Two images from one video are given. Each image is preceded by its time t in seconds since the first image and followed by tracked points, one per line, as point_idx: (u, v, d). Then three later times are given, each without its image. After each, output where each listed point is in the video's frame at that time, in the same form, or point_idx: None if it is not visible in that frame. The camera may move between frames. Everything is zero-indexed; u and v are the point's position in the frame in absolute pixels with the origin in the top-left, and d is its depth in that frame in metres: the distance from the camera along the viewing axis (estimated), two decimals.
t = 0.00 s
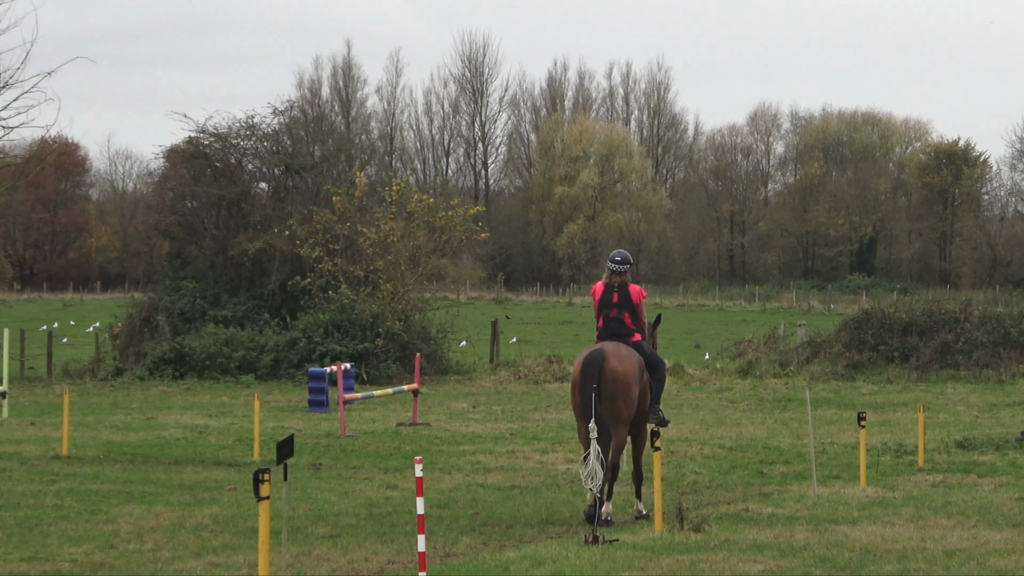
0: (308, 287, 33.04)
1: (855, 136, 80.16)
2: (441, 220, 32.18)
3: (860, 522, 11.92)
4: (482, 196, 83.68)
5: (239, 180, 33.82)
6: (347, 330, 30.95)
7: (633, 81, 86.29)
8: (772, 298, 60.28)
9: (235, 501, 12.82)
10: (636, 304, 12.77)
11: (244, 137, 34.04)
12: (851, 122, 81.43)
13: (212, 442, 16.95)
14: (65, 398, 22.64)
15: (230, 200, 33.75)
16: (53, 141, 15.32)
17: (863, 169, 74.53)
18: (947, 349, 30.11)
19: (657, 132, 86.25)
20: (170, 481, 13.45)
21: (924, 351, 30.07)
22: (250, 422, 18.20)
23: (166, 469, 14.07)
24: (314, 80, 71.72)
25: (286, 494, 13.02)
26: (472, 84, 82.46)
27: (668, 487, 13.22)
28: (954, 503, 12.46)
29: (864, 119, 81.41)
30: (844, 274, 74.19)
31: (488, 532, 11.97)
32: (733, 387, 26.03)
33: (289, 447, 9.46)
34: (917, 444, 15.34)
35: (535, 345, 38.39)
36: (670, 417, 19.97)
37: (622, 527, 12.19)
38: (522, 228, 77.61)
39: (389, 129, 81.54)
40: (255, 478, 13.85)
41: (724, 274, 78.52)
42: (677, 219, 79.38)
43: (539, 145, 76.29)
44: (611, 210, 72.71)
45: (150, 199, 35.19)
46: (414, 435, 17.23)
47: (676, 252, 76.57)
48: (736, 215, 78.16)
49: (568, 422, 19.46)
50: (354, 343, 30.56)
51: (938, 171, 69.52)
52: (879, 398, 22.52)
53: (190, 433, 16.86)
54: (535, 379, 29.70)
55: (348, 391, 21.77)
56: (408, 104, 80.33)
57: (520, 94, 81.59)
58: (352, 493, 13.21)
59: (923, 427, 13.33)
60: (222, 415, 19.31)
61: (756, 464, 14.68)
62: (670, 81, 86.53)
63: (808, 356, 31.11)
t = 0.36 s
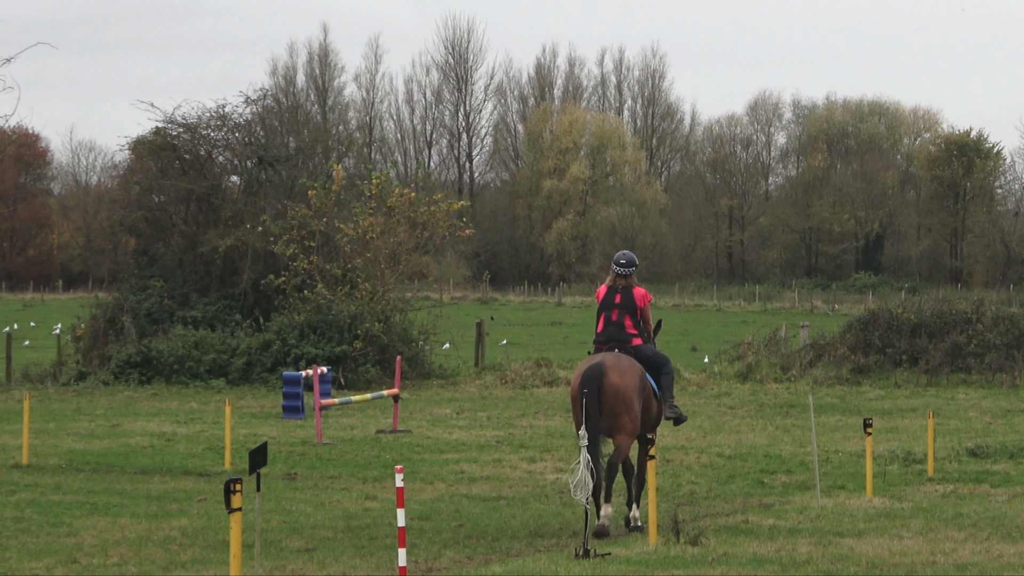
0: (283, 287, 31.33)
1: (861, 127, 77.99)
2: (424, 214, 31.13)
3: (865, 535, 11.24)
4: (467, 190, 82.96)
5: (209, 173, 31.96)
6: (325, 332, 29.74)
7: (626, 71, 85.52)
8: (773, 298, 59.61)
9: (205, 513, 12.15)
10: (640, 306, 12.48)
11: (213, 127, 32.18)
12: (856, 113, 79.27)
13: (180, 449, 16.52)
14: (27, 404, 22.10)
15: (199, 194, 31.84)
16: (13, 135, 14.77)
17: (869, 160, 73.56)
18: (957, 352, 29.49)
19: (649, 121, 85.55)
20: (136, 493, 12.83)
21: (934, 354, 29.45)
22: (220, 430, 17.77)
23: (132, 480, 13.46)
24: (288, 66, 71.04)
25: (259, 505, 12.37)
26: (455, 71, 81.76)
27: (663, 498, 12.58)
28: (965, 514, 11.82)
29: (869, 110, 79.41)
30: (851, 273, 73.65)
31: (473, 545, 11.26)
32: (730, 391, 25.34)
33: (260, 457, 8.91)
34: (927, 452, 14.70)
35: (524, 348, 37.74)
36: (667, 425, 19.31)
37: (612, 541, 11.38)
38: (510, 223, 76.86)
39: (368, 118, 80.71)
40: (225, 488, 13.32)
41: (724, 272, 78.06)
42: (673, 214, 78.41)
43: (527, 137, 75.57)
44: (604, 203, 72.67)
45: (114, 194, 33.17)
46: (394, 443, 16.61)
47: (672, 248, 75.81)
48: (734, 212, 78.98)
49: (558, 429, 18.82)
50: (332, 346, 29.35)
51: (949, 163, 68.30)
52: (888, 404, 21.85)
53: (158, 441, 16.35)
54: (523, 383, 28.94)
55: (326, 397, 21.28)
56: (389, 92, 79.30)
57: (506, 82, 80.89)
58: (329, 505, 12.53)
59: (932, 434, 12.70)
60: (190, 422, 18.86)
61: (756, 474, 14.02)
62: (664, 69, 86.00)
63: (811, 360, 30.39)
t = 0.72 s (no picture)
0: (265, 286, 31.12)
1: (856, 123, 78.91)
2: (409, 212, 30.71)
3: (861, 540, 10.98)
4: (453, 187, 82.17)
5: (190, 170, 31.66)
6: (307, 333, 29.48)
7: (616, 65, 85.18)
8: (767, 298, 59.30)
9: (186, 517, 11.94)
10: (634, 300, 12.23)
11: (194, 123, 31.86)
12: (852, 107, 80.10)
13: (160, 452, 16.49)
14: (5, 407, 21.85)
15: (180, 191, 31.53)
16: None
17: (865, 158, 73.21)
18: (954, 353, 29.27)
19: (639, 117, 85.25)
20: (116, 497, 12.63)
21: (932, 355, 29.20)
22: (201, 433, 17.72)
23: (110, 484, 13.30)
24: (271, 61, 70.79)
25: (241, 509, 12.14)
26: (442, 65, 81.42)
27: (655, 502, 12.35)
28: (963, 519, 11.58)
29: (865, 105, 80.16)
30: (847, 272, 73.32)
31: (461, 551, 10.93)
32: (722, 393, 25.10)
33: (243, 461, 8.61)
34: (925, 456, 14.49)
35: (512, 348, 37.52)
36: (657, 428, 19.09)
37: (602, 546, 11.05)
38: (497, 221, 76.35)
39: (353, 114, 80.38)
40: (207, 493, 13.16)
41: (716, 271, 77.69)
42: (664, 212, 78.06)
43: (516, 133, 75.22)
44: (593, 201, 72.39)
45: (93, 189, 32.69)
46: (378, 444, 16.40)
47: (663, 247, 75.48)
48: (726, 209, 77.82)
49: (547, 432, 18.62)
50: (315, 347, 29.07)
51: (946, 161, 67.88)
52: (885, 407, 21.59)
53: (137, 444, 16.27)
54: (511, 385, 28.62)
55: (309, 398, 21.19)
56: (373, 87, 78.83)
57: (494, 77, 80.67)
58: (313, 509, 12.30)
59: (929, 437, 12.49)
60: (171, 424, 18.79)
61: (749, 477, 13.78)
62: (656, 64, 85.90)
63: (805, 360, 30.15)
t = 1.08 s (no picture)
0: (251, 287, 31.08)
1: (842, 123, 78.66)
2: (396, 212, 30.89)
3: (848, 540, 10.96)
4: (439, 187, 82.14)
5: (177, 170, 31.58)
6: (294, 333, 29.52)
7: (602, 65, 85.17)
8: (753, 298, 59.34)
9: (173, 517, 11.95)
10: (633, 306, 12.25)
11: (181, 123, 31.81)
12: (838, 108, 79.85)
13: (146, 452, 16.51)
14: None
15: (167, 191, 31.42)
16: None
17: (851, 158, 73.27)
18: (942, 353, 29.27)
19: (626, 117, 85.25)
20: (102, 498, 12.62)
21: (919, 355, 29.20)
22: (187, 433, 17.74)
23: (97, 484, 13.30)
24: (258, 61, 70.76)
25: (228, 510, 12.14)
26: (428, 66, 81.40)
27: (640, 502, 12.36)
28: (948, 519, 11.58)
29: (852, 104, 79.86)
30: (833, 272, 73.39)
31: (446, 552, 10.90)
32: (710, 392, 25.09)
33: (228, 461, 8.59)
34: (910, 457, 14.49)
35: (498, 349, 37.52)
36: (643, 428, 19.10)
37: (587, 546, 11.02)
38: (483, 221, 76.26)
39: (339, 114, 80.34)
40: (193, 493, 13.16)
41: (702, 272, 77.71)
42: (651, 212, 78.08)
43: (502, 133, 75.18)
44: (580, 201, 72.70)
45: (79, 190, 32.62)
46: (364, 445, 16.41)
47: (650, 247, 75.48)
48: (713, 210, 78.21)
49: (532, 432, 18.66)
50: (302, 347, 29.12)
51: (932, 161, 67.94)
52: (870, 407, 21.60)
53: (124, 444, 16.28)
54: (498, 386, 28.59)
55: (295, 399, 21.21)
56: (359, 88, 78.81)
57: (480, 78, 80.64)
58: (299, 509, 12.30)
59: (915, 437, 12.49)
60: (157, 425, 18.80)
61: (735, 478, 13.78)
62: (642, 64, 86.02)
63: (793, 360, 30.15)
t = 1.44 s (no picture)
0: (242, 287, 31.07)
1: (834, 123, 78.52)
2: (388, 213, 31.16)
3: (839, 540, 10.96)
4: (431, 188, 82.06)
5: (167, 170, 31.56)
6: (286, 333, 29.54)
7: (594, 66, 85.17)
8: (744, 298, 59.30)
9: (164, 517, 11.97)
10: (643, 308, 12.26)
11: (171, 123, 31.78)
12: (829, 108, 79.74)
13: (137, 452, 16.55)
14: None
15: (158, 191, 31.40)
16: None
17: (842, 158, 73.27)
18: (933, 352, 29.30)
19: (617, 118, 85.31)
20: (93, 498, 12.63)
21: (910, 355, 29.21)
22: (179, 434, 17.77)
23: (88, 484, 13.32)
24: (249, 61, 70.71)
25: (219, 510, 12.16)
26: (419, 66, 81.38)
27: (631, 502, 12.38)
28: (939, 519, 11.59)
29: (844, 105, 79.70)
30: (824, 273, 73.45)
31: (437, 552, 10.91)
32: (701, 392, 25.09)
33: (219, 461, 8.59)
34: (901, 457, 14.51)
35: (489, 349, 37.54)
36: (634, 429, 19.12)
37: (580, 546, 11.04)
38: (474, 221, 76.15)
39: (331, 115, 80.33)
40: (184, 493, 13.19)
41: (694, 272, 77.80)
42: (643, 212, 78.16)
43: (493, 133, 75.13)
44: (571, 201, 72.92)
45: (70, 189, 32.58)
46: (355, 445, 16.43)
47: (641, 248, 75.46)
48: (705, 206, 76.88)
49: (523, 431, 18.68)
50: (293, 347, 29.15)
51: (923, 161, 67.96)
52: (861, 407, 21.63)
53: (115, 444, 16.30)
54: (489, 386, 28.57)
55: (286, 400, 21.25)
56: (350, 88, 78.62)
57: (472, 78, 80.62)
58: (291, 509, 12.31)
59: (906, 437, 12.49)
60: (149, 425, 18.82)
61: (726, 478, 13.79)
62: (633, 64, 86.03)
63: (784, 360, 30.17)
